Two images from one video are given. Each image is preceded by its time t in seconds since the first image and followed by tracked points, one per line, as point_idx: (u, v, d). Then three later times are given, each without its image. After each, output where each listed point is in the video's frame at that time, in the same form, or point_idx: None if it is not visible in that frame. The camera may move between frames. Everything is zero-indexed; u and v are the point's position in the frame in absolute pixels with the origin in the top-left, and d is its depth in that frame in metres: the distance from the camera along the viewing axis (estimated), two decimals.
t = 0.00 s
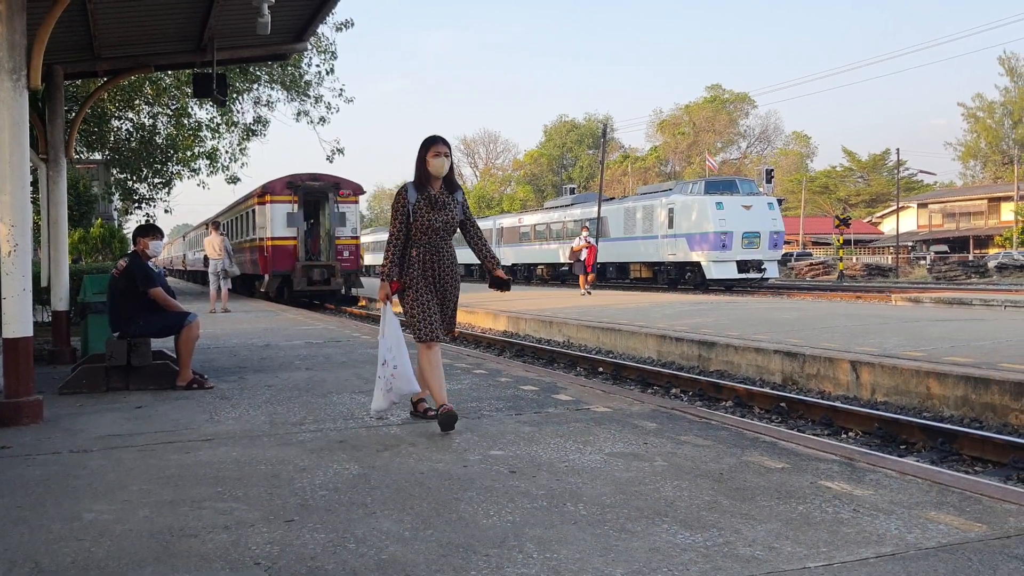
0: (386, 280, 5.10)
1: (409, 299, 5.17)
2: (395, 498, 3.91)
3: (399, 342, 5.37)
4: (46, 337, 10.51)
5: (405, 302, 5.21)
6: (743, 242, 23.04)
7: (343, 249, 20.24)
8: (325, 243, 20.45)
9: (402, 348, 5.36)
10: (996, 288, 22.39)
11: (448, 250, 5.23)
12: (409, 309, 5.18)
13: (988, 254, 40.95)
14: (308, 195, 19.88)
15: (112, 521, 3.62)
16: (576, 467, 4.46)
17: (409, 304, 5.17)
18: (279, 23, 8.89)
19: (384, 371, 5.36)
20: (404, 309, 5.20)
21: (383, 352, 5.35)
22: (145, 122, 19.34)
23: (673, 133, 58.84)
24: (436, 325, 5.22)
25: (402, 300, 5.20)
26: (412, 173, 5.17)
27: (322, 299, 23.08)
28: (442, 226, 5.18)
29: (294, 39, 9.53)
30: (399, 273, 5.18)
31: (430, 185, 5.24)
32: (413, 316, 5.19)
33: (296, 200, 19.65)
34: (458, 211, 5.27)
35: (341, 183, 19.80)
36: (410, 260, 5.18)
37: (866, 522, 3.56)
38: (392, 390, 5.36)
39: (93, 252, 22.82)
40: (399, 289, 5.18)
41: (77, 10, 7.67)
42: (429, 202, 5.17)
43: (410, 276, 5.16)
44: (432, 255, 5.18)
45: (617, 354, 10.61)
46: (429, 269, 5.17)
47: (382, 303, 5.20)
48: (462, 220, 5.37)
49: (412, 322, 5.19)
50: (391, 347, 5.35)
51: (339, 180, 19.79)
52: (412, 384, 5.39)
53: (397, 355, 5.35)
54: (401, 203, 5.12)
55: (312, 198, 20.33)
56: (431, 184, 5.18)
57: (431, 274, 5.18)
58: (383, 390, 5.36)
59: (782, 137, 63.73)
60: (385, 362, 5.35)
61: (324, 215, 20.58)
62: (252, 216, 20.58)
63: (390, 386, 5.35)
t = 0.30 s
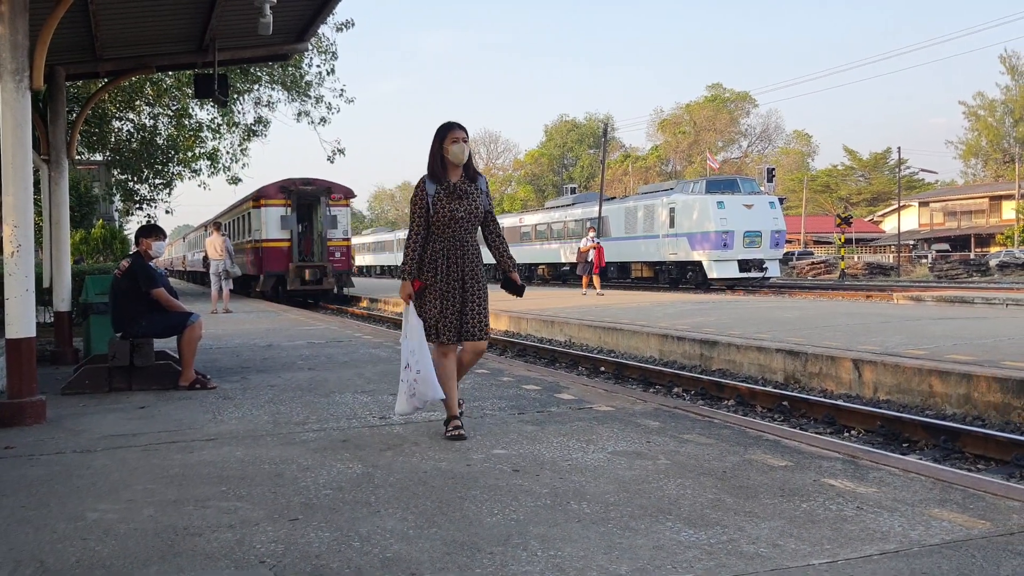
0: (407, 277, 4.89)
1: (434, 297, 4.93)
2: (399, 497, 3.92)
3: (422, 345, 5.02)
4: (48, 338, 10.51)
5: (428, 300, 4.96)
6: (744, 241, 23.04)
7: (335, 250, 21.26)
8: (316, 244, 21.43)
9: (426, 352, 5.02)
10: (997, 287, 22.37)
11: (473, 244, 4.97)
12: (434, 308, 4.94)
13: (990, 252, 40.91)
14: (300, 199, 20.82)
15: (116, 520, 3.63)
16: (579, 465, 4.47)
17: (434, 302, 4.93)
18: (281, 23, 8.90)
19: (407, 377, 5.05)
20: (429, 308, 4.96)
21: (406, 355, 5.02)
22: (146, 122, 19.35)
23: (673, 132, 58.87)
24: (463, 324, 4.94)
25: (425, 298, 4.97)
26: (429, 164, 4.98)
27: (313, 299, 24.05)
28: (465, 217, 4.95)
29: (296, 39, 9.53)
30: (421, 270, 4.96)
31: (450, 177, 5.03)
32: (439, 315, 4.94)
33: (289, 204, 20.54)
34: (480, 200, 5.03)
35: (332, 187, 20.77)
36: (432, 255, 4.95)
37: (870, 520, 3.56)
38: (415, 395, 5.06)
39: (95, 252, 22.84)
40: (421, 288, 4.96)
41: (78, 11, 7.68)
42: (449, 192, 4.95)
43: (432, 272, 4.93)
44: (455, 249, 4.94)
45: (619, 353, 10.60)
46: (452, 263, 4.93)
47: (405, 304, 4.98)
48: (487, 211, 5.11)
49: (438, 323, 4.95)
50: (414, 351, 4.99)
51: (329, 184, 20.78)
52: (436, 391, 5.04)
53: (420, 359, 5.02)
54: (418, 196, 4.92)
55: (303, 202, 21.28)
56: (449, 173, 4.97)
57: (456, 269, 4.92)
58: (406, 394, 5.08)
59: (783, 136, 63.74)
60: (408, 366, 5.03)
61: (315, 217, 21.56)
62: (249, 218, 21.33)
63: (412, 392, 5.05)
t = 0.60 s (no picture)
0: (436, 283, 4.59)
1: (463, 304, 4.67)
2: (403, 495, 3.92)
3: (449, 357, 4.77)
4: (51, 339, 10.54)
5: (458, 308, 4.70)
6: (747, 240, 23.00)
7: (328, 251, 22.06)
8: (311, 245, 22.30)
9: (453, 364, 4.77)
10: (1001, 285, 22.31)
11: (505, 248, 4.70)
12: (464, 315, 4.69)
13: (993, 250, 40.84)
14: (295, 203, 21.74)
15: (121, 519, 3.64)
16: (582, 463, 4.47)
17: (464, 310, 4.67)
18: (283, 23, 8.91)
19: (433, 390, 4.83)
20: (459, 315, 4.71)
21: (433, 366, 4.79)
22: (148, 123, 19.37)
23: (676, 131, 58.84)
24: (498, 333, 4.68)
25: (456, 305, 4.70)
26: (460, 161, 4.68)
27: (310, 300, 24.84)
28: (497, 221, 4.67)
29: (298, 39, 9.53)
30: (451, 275, 4.68)
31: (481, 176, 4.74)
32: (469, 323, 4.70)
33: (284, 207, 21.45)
34: (513, 202, 4.75)
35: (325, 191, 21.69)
36: (463, 260, 4.67)
37: (874, 517, 3.56)
38: (440, 410, 4.86)
39: (97, 253, 22.89)
40: (451, 294, 4.68)
41: (81, 12, 7.70)
42: (481, 193, 4.66)
43: (463, 278, 4.66)
44: (487, 253, 4.67)
45: (622, 353, 10.60)
46: (484, 268, 4.66)
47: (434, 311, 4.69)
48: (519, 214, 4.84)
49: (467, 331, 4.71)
50: (442, 363, 4.76)
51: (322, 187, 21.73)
52: (462, 406, 4.85)
53: (447, 372, 4.77)
54: (448, 197, 4.63)
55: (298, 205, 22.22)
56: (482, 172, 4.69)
57: (487, 275, 4.65)
58: (432, 408, 4.86)
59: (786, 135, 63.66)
60: (434, 378, 4.80)
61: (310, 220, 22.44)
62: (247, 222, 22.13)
63: (438, 406, 4.85)
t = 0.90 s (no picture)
0: (471, 272, 4.36)
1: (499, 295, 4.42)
2: (405, 496, 3.93)
3: (483, 351, 4.49)
4: (55, 340, 10.57)
5: (493, 299, 4.44)
6: (750, 239, 22.96)
7: (323, 252, 22.50)
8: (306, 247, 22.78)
9: (487, 358, 4.48)
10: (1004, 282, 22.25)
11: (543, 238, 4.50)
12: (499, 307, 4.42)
13: (996, 248, 40.76)
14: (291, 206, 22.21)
15: (124, 520, 3.65)
16: (584, 463, 4.47)
17: (500, 301, 4.41)
18: (284, 24, 8.91)
19: (466, 390, 4.48)
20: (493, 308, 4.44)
21: (465, 364, 4.49)
22: (150, 125, 19.41)
23: (678, 130, 58.85)
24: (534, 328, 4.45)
25: (490, 297, 4.45)
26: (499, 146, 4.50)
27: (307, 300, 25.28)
28: (536, 208, 4.47)
29: (299, 40, 9.54)
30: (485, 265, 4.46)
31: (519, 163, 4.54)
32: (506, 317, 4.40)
33: (280, 210, 21.95)
34: (551, 190, 4.58)
35: (320, 195, 22.21)
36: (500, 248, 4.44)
37: (877, 516, 3.56)
38: (474, 410, 4.46)
39: (100, 255, 22.95)
40: (485, 285, 4.43)
41: (82, 14, 7.71)
42: (520, 179, 4.46)
43: (499, 268, 4.43)
44: (525, 243, 4.45)
45: (625, 352, 10.59)
46: (521, 259, 4.45)
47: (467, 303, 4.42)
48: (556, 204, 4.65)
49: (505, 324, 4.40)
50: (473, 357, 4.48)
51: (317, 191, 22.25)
52: (498, 404, 4.43)
53: (481, 367, 4.47)
54: (486, 183, 4.42)
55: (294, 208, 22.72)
56: (522, 157, 4.49)
57: (525, 266, 4.45)
58: (465, 409, 4.48)
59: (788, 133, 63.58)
60: (467, 376, 4.48)
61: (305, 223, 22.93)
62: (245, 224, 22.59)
63: (471, 405, 4.46)
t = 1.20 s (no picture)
0: (501, 281, 4.04)
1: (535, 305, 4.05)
2: (409, 492, 3.93)
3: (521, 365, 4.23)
4: (58, 339, 10.58)
5: (528, 309, 4.08)
6: (753, 237, 22.92)
7: (319, 253, 22.62)
8: (302, 247, 22.93)
9: (526, 371, 4.24)
10: (1006, 280, 22.24)
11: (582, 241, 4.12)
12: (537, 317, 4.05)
13: (999, 246, 40.66)
14: (287, 207, 22.39)
15: (128, 516, 3.65)
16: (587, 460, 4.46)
17: (535, 310, 4.05)
18: (286, 22, 8.91)
19: (507, 408, 4.20)
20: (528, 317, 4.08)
21: (504, 380, 4.20)
22: (153, 124, 19.43)
23: (681, 128, 58.81)
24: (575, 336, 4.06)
25: (525, 307, 4.10)
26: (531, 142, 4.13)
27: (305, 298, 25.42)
28: (573, 210, 4.09)
29: (301, 39, 9.53)
30: (519, 273, 4.12)
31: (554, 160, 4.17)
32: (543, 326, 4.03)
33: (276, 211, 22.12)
34: (589, 189, 4.20)
35: (315, 197, 22.48)
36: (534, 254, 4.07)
37: (881, 511, 3.55)
38: (517, 427, 4.23)
39: (104, 254, 22.99)
40: (518, 293, 4.10)
41: (85, 12, 7.71)
42: (554, 178, 4.10)
43: (535, 273, 4.06)
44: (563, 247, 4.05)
45: (628, 350, 10.58)
46: (558, 263, 4.04)
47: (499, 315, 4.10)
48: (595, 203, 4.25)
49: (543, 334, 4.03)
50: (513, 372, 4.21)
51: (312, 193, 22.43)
52: (541, 418, 4.26)
53: (522, 382, 4.22)
54: (518, 183, 4.08)
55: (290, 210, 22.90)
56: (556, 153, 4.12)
57: (562, 273, 4.05)
58: (507, 428, 4.21)
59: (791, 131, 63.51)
60: (507, 393, 4.20)
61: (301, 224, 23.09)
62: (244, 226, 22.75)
63: (515, 423, 4.22)
